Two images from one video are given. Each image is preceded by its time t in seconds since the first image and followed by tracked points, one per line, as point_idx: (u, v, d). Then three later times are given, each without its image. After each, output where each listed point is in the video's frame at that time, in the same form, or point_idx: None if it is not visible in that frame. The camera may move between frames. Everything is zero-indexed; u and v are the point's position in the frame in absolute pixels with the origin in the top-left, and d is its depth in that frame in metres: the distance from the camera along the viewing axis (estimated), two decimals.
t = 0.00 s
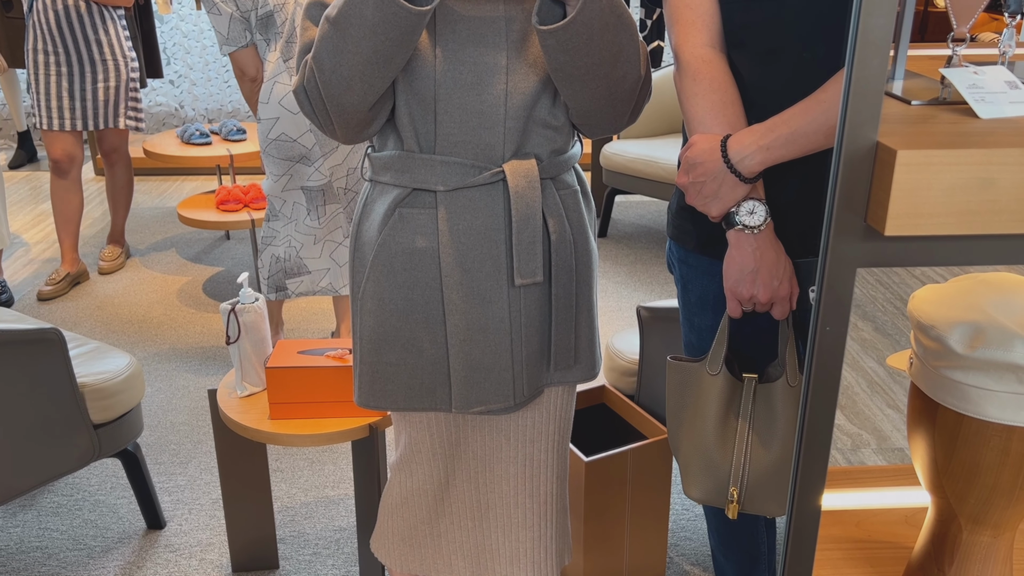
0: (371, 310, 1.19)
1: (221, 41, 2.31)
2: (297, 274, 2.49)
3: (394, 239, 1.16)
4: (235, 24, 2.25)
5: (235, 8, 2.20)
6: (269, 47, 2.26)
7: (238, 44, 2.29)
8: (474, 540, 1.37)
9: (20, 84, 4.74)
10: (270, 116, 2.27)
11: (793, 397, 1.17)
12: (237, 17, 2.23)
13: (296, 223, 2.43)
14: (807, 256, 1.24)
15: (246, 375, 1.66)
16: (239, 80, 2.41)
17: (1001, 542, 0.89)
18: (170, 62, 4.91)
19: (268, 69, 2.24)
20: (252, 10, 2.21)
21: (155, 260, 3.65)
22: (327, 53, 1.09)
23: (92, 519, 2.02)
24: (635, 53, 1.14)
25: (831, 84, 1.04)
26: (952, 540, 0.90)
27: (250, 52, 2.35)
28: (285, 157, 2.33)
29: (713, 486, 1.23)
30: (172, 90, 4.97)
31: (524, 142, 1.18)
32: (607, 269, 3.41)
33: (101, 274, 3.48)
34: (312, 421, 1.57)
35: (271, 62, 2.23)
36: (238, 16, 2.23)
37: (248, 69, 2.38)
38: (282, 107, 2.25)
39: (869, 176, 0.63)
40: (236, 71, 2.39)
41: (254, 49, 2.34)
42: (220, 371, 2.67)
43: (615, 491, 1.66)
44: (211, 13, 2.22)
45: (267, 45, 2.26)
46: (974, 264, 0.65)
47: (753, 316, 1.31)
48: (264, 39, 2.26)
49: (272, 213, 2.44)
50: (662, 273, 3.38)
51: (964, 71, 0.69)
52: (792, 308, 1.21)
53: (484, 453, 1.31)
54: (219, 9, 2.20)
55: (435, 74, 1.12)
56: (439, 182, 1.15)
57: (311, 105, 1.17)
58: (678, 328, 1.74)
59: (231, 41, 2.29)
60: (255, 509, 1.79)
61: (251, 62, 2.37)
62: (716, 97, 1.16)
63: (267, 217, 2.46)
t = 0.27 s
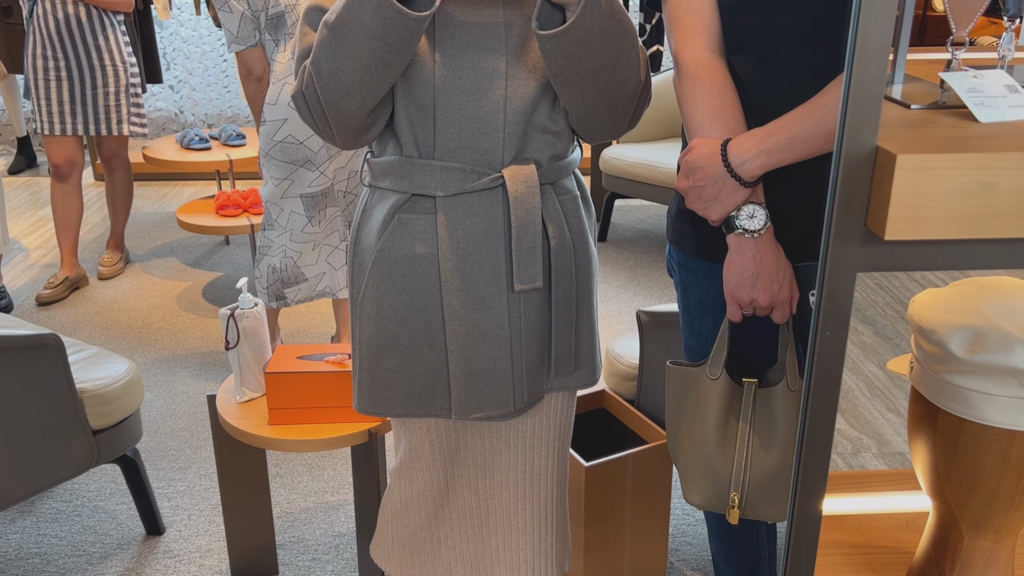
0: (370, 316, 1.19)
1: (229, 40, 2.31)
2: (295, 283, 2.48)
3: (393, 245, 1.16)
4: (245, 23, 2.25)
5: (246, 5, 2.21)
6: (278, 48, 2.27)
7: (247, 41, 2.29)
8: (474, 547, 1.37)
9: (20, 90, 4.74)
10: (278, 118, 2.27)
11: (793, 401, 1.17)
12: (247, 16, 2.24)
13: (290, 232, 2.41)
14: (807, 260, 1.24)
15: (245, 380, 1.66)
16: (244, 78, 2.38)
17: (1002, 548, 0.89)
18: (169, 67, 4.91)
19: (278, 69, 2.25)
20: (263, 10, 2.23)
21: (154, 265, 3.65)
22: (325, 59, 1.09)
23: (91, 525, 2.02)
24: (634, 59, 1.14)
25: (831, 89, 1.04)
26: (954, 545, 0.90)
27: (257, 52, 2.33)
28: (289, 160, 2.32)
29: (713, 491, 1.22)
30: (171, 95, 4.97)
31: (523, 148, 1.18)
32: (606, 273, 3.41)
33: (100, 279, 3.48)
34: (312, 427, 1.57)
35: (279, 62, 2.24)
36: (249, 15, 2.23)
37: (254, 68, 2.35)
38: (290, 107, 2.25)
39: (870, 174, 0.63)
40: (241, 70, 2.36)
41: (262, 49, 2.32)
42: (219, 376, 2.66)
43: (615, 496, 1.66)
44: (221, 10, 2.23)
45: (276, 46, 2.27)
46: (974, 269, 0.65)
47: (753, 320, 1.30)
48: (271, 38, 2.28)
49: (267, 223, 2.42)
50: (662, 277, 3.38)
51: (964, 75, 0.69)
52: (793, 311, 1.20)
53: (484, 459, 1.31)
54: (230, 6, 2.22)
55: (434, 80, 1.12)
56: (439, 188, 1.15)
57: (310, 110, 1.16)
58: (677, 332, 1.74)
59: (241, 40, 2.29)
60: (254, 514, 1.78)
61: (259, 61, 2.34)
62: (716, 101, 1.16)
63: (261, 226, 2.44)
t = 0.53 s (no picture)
0: (368, 325, 1.19)
1: (231, 30, 2.29)
2: (295, 289, 2.50)
3: (391, 254, 1.16)
4: (251, 15, 2.24)
5: None
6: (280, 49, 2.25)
7: (249, 34, 2.28)
8: (472, 556, 1.37)
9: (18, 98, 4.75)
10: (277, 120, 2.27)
11: (792, 407, 1.16)
12: (254, 9, 2.23)
13: (287, 237, 2.44)
14: (805, 266, 1.24)
15: (243, 389, 1.66)
16: (240, 71, 2.37)
17: (1000, 555, 0.89)
18: (168, 75, 4.92)
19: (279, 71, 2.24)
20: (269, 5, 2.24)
21: (153, 272, 3.64)
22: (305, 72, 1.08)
23: (89, 534, 2.01)
24: (633, 65, 1.14)
25: (826, 95, 1.05)
26: (952, 553, 0.89)
27: (257, 44, 2.33)
28: (285, 164, 2.33)
29: (713, 496, 1.23)
30: (170, 103, 4.97)
31: (520, 156, 1.18)
32: (605, 280, 3.41)
33: (99, 287, 3.48)
34: (310, 435, 1.57)
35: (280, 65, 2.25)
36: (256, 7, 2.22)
37: (254, 60, 2.35)
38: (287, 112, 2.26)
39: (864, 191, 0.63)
40: (239, 61, 2.35)
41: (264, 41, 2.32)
42: (218, 384, 2.66)
43: (614, 503, 1.66)
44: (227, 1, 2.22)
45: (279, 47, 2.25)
46: (971, 276, 0.65)
47: (752, 327, 1.30)
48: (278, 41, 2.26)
49: (260, 229, 2.45)
50: (661, 284, 3.38)
51: (959, 83, 0.68)
52: (791, 317, 1.20)
53: (482, 468, 1.31)
54: None
55: (430, 89, 1.12)
56: (436, 197, 1.15)
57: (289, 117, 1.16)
58: (676, 339, 1.74)
59: (242, 31, 2.28)
60: (253, 523, 1.78)
61: (259, 53, 2.35)
62: (713, 107, 1.16)
63: (254, 235, 2.47)
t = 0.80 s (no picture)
0: (363, 338, 1.19)
1: (212, 28, 2.29)
2: (272, 301, 2.50)
3: (386, 267, 1.17)
4: (232, 16, 2.25)
5: None
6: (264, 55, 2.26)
7: (230, 34, 2.28)
8: (469, 570, 1.36)
9: (16, 109, 4.75)
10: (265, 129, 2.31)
11: (788, 417, 1.17)
12: (236, 9, 2.24)
13: (267, 249, 2.44)
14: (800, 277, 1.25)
15: (239, 402, 1.66)
16: (219, 71, 2.35)
17: (995, 568, 0.88)
18: (166, 86, 4.92)
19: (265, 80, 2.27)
20: (252, 8, 2.25)
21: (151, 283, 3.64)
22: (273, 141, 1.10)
23: (86, 547, 2.01)
24: (630, 76, 1.15)
25: (821, 108, 1.06)
26: (948, 565, 0.89)
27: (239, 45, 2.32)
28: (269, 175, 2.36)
29: (710, 507, 1.22)
30: (168, 113, 4.97)
31: (516, 170, 1.18)
32: (602, 289, 3.41)
33: (96, 299, 3.48)
34: (307, 447, 1.56)
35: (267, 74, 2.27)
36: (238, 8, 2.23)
37: (232, 60, 2.33)
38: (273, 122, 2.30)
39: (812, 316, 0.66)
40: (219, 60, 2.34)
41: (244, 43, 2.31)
42: (216, 395, 2.66)
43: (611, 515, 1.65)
44: None
45: (263, 53, 2.26)
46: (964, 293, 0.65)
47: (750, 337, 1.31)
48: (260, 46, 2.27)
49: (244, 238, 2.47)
50: (658, 293, 3.38)
51: (949, 99, 0.69)
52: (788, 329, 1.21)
53: (479, 481, 1.31)
54: None
55: (426, 103, 1.11)
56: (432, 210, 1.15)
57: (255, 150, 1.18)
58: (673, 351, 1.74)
59: (224, 31, 2.28)
60: (250, 536, 1.78)
61: (239, 54, 2.32)
62: (709, 120, 1.17)
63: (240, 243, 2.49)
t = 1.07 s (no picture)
0: (362, 356, 1.20)
1: (197, 43, 2.30)
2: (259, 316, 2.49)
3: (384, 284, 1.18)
4: (217, 29, 2.25)
5: (219, 11, 2.21)
6: (250, 69, 2.28)
7: (215, 48, 2.30)
8: None
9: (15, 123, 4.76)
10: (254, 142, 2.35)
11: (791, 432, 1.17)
12: (220, 22, 2.24)
13: (254, 262, 2.45)
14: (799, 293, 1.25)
15: (240, 418, 1.66)
16: (206, 86, 2.39)
17: None
18: (164, 99, 4.93)
19: (256, 94, 2.31)
20: (236, 22, 2.24)
21: (149, 297, 3.65)
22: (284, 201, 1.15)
23: (86, 564, 2.01)
24: (626, 86, 1.16)
25: (819, 127, 1.07)
26: None
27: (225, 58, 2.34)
28: (258, 188, 2.39)
29: (713, 522, 1.22)
30: (166, 126, 4.98)
31: (513, 188, 1.19)
32: (601, 301, 3.42)
33: (95, 313, 3.48)
34: (308, 464, 1.57)
35: (255, 88, 2.29)
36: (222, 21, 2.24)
37: (218, 74, 2.36)
38: (264, 135, 2.34)
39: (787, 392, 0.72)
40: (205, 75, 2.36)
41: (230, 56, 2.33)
42: (215, 410, 2.66)
43: (610, 529, 1.66)
44: (195, 13, 2.21)
45: (249, 67, 2.28)
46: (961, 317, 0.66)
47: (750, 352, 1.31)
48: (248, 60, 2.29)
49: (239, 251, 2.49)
50: (656, 304, 3.39)
51: (944, 126, 0.70)
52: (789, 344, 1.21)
53: (478, 498, 1.31)
54: (204, 9, 2.20)
55: (422, 121, 1.12)
56: (429, 228, 1.17)
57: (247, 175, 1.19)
58: (671, 366, 1.74)
59: (208, 44, 2.29)
60: (251, 553, 1.78)
61: (225, 68, 2.35)
62: (708, 138, 1.18)
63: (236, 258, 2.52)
